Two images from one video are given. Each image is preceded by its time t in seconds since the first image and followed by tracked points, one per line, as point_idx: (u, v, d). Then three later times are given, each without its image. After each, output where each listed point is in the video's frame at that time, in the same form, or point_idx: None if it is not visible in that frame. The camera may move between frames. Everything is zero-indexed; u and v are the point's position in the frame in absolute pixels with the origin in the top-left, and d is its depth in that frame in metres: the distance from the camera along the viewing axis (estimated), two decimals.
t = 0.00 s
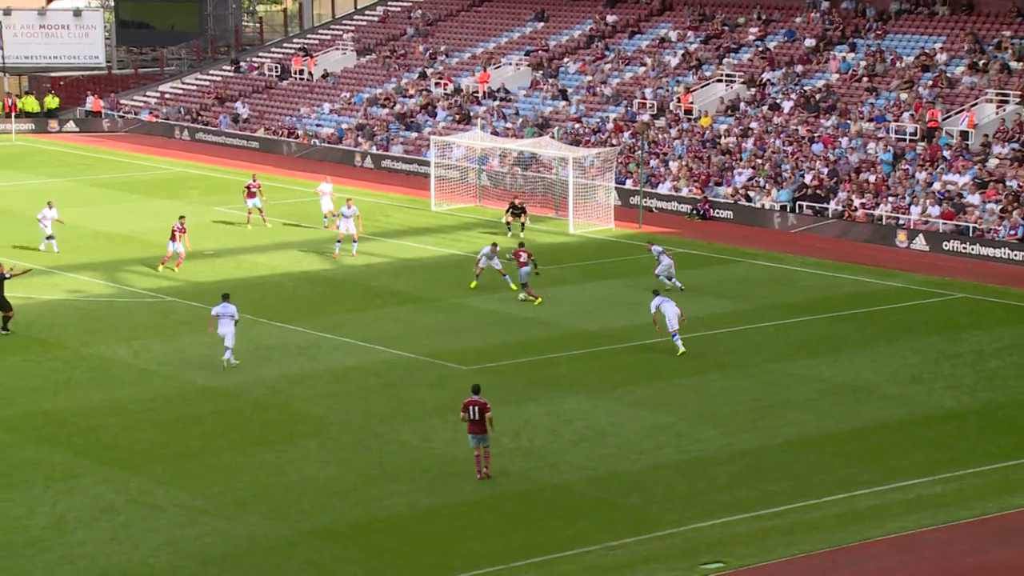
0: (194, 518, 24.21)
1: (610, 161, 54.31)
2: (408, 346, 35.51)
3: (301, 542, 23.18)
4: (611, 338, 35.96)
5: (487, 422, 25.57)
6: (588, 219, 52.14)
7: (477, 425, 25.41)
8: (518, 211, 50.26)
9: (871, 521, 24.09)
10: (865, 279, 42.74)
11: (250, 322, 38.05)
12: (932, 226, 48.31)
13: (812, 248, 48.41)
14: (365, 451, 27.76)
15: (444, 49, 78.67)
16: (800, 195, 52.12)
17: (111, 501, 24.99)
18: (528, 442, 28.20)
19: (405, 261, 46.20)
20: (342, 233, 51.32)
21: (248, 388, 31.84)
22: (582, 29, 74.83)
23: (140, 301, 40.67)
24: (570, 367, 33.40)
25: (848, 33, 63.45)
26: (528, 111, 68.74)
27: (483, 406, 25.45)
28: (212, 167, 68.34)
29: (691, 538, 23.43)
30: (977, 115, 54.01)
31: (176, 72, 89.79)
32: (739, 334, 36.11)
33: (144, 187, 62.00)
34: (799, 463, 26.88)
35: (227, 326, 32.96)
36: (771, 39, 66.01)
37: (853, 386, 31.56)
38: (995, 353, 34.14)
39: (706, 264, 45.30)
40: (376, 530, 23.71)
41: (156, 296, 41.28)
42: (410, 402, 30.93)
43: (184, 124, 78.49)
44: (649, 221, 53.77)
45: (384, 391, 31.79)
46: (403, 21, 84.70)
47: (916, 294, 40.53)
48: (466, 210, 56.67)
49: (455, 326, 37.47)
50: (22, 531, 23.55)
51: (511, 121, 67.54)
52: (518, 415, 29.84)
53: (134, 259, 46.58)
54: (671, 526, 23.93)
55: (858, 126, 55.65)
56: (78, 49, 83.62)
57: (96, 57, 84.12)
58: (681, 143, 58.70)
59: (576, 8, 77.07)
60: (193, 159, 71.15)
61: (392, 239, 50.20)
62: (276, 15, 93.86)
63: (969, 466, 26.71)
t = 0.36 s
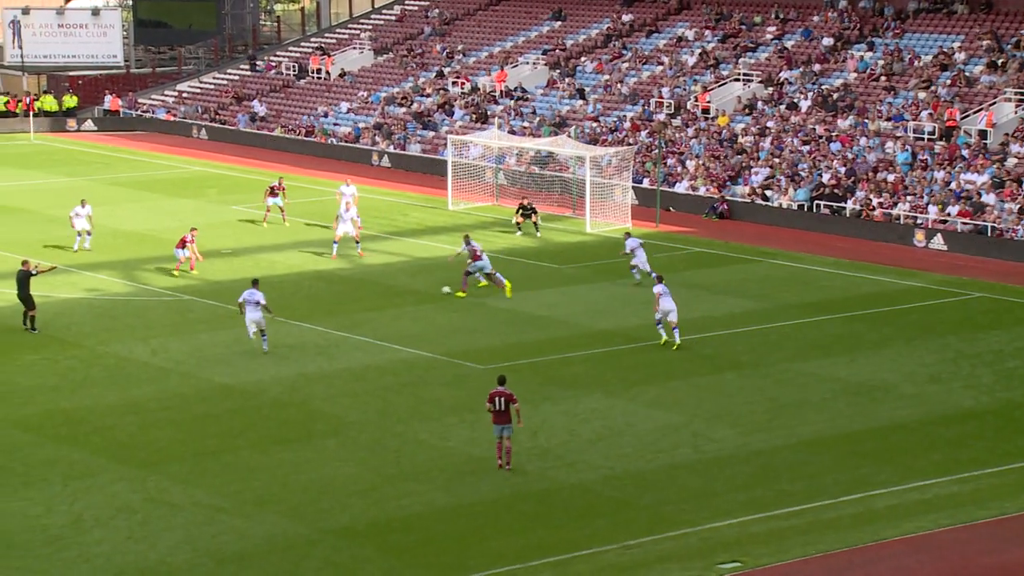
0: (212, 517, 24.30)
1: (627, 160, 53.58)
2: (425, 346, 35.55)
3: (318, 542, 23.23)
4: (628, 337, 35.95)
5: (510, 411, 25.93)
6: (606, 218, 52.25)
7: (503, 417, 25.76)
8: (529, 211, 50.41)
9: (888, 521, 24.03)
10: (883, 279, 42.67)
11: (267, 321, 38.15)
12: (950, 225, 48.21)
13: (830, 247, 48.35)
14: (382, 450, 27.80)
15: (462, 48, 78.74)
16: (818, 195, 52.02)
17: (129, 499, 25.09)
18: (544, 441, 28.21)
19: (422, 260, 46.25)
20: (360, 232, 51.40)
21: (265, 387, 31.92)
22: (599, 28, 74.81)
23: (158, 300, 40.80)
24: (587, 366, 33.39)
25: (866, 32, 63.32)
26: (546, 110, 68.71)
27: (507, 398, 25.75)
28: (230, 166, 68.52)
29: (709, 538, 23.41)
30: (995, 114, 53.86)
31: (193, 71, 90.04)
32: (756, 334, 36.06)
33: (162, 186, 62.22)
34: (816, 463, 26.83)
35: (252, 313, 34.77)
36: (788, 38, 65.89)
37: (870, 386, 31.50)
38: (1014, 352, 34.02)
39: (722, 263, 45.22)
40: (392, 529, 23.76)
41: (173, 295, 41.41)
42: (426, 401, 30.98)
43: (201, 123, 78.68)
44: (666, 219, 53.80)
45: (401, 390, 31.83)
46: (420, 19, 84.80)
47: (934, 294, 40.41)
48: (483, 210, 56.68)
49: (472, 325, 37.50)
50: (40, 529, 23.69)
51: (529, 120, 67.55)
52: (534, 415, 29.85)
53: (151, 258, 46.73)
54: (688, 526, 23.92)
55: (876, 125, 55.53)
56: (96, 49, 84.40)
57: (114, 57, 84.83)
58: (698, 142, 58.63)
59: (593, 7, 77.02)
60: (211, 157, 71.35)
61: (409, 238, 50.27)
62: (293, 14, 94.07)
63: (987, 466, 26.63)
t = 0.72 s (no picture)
0: (279, 513, 24.55)
1: (693, 158, 53.05)
2: (490, 344, 35.66)
3: (384, 538, 23.41)
4: (693, 337, 35.83)
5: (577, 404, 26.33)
6: (671, 217, 52.45)
7: (570, 409, 26.15)
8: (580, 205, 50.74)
9: (958, 523, 23.81)
10: (952, 279, 42.22)
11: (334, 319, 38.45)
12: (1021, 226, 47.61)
13: (897, 247, 47.90)
14: (448, 448, 27.93)
15: (526, 47, 78.82)
16: (885, 194, 51.52)
17: (198, 495, 25.41)
18: (609, 440, 28.21)
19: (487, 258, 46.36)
20: (426, 230, 51.62)
21: (332, 385, 32.18)
22: (665, 26, 74.56)
23: (225, 297, 41.22)
24: (651, 366, 33.32)
25: (935, 30, 62.67)
26: (610, 108, 68.58)
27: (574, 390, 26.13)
28: (296, 164, 69.08)
29: (775, 538, 23.31)
30: None
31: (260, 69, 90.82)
32: (823, 334, 35.81)
33: (229, 184, 62.87)
34: (884, 464, 26.61)
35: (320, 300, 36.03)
36: (855, 36, 65.35)
37: (939, 387, 31.18)
38: None
39: (788, 263, 44.91)
40: (458, 526, 23.88)
41: (241, 292, 41.80)
42: (491, 399, 31.09)
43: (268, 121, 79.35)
44: (731, 219, 53.51)
45: (466, 388, 31.96)
46: (485, 18, 84.99)
47: (1005, 294, 39.92)
48: (548, 208, 56.70)
49: (537, 324, 37.56)
50: (111, 523, 24.06)
51: (593, 118, 67.50)
52: (599, 414, 29.84)
53: (219, 255, 47.21)
54: (754, 526, 23.82)
55: (945, 124, 54.99)
56: (165, 47, 86.14)
57: (182, 55, 86.55)
58: (763, 141, 58.24)
59: (658, 6, 76.76)
60: (277, 156, 71.99)
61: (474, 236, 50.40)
62: (359, 12, 94.58)
63: None
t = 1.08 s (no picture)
0: (324, 511, 24.62)
1: (741, 158, 53.16)
2: (536, 343, 35.63)
3: (429, 536, 23.42)
4: (741, 336, 35.62)
5: (624, 399, 26.49)
6: (719, 216, 51.99)
7: (617, 404, 26.32)
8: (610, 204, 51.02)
9: (1009, 524, 23.52)
10: (1004, 278, 41.79)
11: (380, 317, 38.56)
12: None
13: (948, 246, 47.42)
14: (493, 446, 27.94)
15: (575, 46, 78.66)
16: (936, 194, 51.05)
17: (244, 493, 25.54)
18: (655, 439, 28.10)
19: (533, 257, 46.33)
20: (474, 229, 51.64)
21: (378, 383, 32.27)
22: (715, 25, 74.18)
23: (273, 295, 41.43)
24: (698, 365, 33.17)
25: (987, 29, 62.03)
26: (659, 108, 68.29)
27: (625, 384, 26.29)
28: (345, 162, 69.34)
29: (822, 539, 23.11)
30: None
31: (310, 68, 91.11)
32: (872, 333, 35.51)
33: (277, 182, 63.18)
34: (933, 465, 26.35)
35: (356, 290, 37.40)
36: (907, 35, 64.81)
37: (990, 387, 30.82)
38: None
39: (838, 262, 44.57)
40: (503, 525, 23.87)
41: (289, 290, 41.98)
42: (537, 398, 31.07)
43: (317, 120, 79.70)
44: (780, 218, 53.10)
45: (512, 386, 31.96)
46: (534, 17, 84.92)
47: None
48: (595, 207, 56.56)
49: (583, 323, 37.50)
50: (158, 520, 24.23)
51: (642, 117, 67.24)
52: (645, 413, 29.73)
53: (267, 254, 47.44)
54: (802, 527, 23.64)
55: (996, 123, 54.44)
56: (216, 46, 86.26)
57: (233, 54, 86.70)
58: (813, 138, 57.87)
59: (708, 5, 76.39)
60: (326, 154, 72.25)
61: (521, 235, 50.37)
62: (408, 12, 94.76)
63: None
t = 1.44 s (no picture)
0: (323, 509, 24.62)
1: (741, 156, 53.84)
2: (535, 341, 35.64)
3: (427, 534, 23.44)
4: (740, 334, 35.63)
5: (624, 392, 26.84)
6: (719, 214, 52.01)
7: (617, 396, 26.68)
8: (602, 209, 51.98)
9: (1007, 521, 23.54)
10: (1003, 277, 41.76)
11: (379, 315, 38.58)
12: None
13: (948, 245, 47.40)
14: (492, 444, 27.96)
15: (575, 44, 78.68)
16: (934, 192, 51.03)
17: (243, 491, 25.53)
18: (654, 437, 28.11)
19: (532, 255, 46.34)
20: (473, 228, 51.64)
21: (377, 381, 32.29)
22: (715, 23, 74.21)
23: (272, 293, 41.44)
24: (698, 363, 33.17)
25: (987, 27, 62.06)
26: (659, 105, 68.30)
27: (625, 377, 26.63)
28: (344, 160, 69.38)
29: (822, 537, 23.11)
30: None
31: (309, 66, 91.07)
32: (871, 331, 35.51)
33: (276, 180, 63.15)
34: (932, 462, 26.37)
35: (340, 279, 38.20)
36: (906, 33, 64.86)
37: (989, 385, 30.83)
38: None
39: (837, 260, 44.58)
40: (503, 523, 23.87)
41: (288, 289, 41.99)
42: (536, 396, 31.07)
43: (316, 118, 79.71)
44: (780, 216, 53.10)
45: (512, 384, 31.97)
46: (534, 15, 84.89)
47: None
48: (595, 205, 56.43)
49: (583, 321, 37.51)
50: (157, 519, 24.22)
51: (642, 115, 67.22)
52: (644, 411, 29.73)
53: (266, 252, 47.43)
54: (801, 524, 23.65)
55: (995, 121, 54.43)
56: (215, 44, 86.39)
57: (232, 53, 86.76)
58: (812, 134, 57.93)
59: (707, 3, 76.40)
60: (326, 152, 72.24)
61: (520, 233, 50.36)
62: (408, 10, 94.69)
63: None
